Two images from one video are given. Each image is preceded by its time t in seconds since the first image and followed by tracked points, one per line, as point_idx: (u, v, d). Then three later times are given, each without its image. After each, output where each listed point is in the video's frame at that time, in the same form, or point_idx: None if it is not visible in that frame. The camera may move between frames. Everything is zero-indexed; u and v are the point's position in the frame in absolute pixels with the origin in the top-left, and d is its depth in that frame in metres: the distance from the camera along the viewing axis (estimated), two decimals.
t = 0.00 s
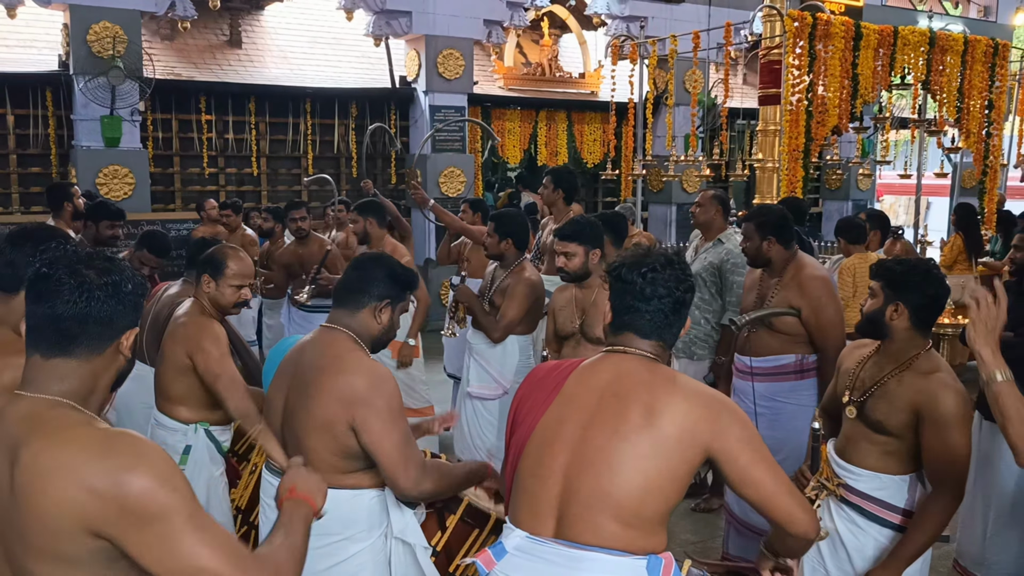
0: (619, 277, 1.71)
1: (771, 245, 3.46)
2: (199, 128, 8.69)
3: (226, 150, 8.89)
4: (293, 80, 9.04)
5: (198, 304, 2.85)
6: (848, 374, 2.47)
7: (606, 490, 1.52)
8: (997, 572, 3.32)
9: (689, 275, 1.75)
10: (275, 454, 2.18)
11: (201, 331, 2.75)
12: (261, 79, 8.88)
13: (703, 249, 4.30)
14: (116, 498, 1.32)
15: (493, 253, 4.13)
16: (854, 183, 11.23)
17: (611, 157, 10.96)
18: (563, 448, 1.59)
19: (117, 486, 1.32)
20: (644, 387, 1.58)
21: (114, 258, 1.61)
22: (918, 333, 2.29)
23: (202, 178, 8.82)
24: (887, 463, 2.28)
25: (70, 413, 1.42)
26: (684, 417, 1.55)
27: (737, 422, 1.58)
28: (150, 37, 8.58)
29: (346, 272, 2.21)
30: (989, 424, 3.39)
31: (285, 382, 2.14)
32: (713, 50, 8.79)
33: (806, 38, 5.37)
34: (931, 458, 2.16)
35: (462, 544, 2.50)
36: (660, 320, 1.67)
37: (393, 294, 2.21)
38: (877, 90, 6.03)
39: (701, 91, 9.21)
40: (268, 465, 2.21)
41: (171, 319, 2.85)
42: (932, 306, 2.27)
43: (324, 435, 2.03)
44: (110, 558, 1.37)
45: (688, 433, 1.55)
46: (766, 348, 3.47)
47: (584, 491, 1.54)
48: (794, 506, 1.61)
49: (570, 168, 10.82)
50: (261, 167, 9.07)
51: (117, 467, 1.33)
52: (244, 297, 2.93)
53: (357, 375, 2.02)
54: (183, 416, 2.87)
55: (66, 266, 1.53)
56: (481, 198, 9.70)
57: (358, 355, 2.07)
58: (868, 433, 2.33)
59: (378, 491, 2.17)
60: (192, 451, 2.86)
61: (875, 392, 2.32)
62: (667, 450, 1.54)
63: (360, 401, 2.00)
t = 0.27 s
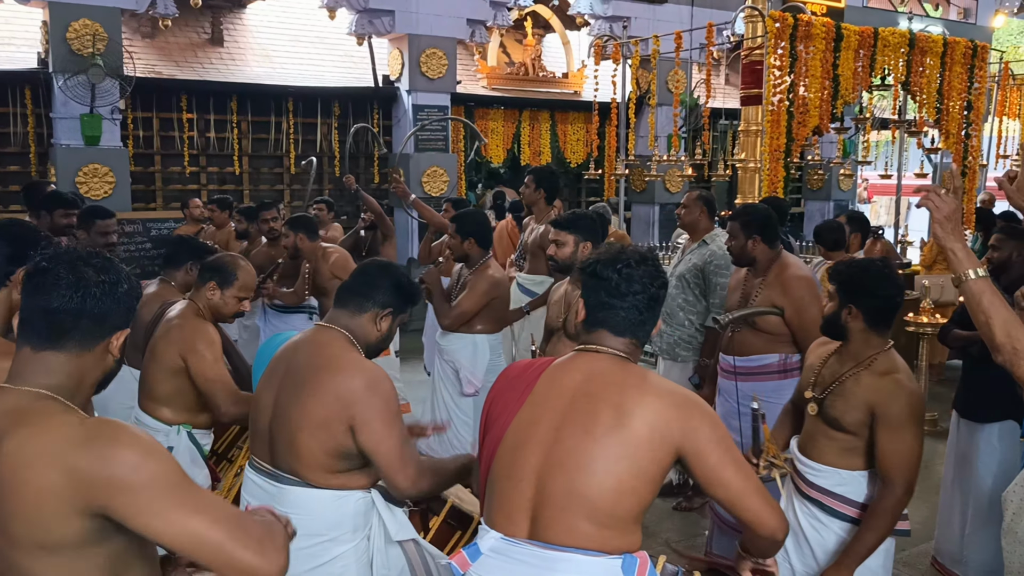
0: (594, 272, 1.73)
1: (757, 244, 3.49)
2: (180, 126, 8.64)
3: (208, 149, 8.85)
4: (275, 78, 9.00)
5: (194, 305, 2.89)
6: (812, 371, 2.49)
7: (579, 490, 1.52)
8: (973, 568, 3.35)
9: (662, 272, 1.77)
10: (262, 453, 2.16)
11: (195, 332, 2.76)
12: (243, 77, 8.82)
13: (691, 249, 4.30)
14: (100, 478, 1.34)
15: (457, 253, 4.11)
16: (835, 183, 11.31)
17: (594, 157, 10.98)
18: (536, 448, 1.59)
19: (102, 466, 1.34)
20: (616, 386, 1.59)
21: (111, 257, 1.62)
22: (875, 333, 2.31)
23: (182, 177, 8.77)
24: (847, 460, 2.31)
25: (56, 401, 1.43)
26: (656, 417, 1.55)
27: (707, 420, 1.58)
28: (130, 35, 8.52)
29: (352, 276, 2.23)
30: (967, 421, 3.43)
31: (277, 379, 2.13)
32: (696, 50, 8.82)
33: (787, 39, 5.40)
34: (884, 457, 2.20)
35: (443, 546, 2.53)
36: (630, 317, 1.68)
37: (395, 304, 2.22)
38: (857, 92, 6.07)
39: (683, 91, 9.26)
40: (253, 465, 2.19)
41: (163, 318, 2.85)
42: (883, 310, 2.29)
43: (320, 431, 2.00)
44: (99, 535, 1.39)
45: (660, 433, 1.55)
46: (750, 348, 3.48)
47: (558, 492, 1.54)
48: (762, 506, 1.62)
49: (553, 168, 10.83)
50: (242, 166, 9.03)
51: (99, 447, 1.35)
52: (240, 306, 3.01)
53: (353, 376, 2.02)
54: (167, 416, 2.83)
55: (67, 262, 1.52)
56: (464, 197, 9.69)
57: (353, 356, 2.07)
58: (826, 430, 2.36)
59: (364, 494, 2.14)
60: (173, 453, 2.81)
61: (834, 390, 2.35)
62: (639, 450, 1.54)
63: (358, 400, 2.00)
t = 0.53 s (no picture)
0: (546, 270, 1.72)
1: (741, 244, 3.50)
2: (159, 125, 8.59)
3: (188, 148, 8.79)
4: (256, 78, 8.96)
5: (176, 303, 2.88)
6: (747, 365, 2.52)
7: (544, 493, 1.53)
8: (949, 566, 3.39)
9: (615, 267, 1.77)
10: (236, 454, 2.15)
11: (177, 330, 2.75)
12: (223, 76, 8.77)
13: (673, 251, 4.32)
14: (82, 481, 1.34)
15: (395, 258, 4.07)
16: (816, 184, 11.38)
17: (576, 157, 11.00)
18: (497, 454, 1.57)
19: (83, 469, 1.34)
20: (575, 386, 1.58)
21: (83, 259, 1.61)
22: (791, 326, 2.38)
23: (162, 177, 8.71)
24: (787, 454, 2.35)
25: (31, 402, 1.42)
26: (617, 417, 1.56)
27: (667, 418, 1.60)
28: (109, 34, 8.37)
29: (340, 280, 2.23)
30: (942, 421, 3.46)
31: (254, 381, 2.12)
32: (677, 52, 8.86)
33: (767, 41, 5.42)
34: (813, 437, 2.24)
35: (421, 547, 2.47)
36: (578, 310, 1.68)
37: (379, 313, 2.22)
38: (837, 93, 6.11)
39: (664, 92, 9.31)
40: (225, 468, 2.18)
41: (142, 316, 2.83)
42: (798, 301, 2.36)
43: (297, 436, 2.01)
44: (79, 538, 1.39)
45: (620, 432, 1.56)
46: (734, 349, 3.47)
47: (522, 496, 1.54)
48: (725, 502, 1.65)
49: (535, 168, 10.84)
50: (223, 166, 8.98)
51: (79, 451, 1.35)
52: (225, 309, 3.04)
53: (333, 379, 2.01)
54: (146, 415, 2.82)
55: (38, 266, 1.51)
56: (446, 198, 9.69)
57: (330, 358, 2.06)
58: (760, 425, 2.40)
59: (340, 496, 2.15)
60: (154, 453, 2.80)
61: (762, 387, 2.39)
62: (602, 450, 1.55)
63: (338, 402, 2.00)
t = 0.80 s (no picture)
0: (495, 268, 1.71)
1: (728, 245, 3.50)
2: (143, 124, 8.55)
3: (171, 147, 8.75)
4: (240, 77, 8.91)
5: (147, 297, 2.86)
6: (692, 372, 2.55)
7: (503, 498, 1.51)
8: (930, 565, 3.42)
9: (565, 261, 1.75)
10: (206, 459, 2.14)
11: (154, 324, 2.75)
12: (207, 75, 8.74)
13: (658, 252, 4.36)
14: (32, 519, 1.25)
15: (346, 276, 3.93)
16: (800, 184, 11.45)
17: (561, 157, 11.02)
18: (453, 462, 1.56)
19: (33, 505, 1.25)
20: (524, 388, 1.57)
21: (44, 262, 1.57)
22: (714, 330, 2.38)
23: (145, 176, 8.67)
24: (745, 451, 2.39)
25: None
26: (568, 415, 1.55)
27: (619, 411, 1.59)
28: (91, 32, 8.38)
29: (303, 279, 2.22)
30: (924, 419, 3.49)
31: (219, 385, 2.09)
32: (662, 52, 8.88)
33: (751, 42, 5.44)
34: (755, 422, 2.27)
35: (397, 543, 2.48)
36: (524, 302, 1.68)
37: (342, 308, 2.21)
38: (820, 94, 6.14)
39: (649, 93, 9.35)
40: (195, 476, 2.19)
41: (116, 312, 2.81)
42: (716, 309, 2.35)
43: (260, 436, 2.00)
44: None
45: (572, 429, 1.55)
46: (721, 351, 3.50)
47: (481, 504, 1.52)
48: (682, 489, 1.64)
49: (520, 168, 10.84)
50: (207, 165, 8.94)
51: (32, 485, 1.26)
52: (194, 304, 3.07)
53: (299, 377, 2.02)
54: (121, 413, 2.81)
55: None
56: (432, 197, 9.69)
57: (296, 357, 2.06)
58: (714, 432, 2.44)
59: (311, 495, 2.16)
60: (132, 450, 2.82)
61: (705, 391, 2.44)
62: (556, 450, 1.53)
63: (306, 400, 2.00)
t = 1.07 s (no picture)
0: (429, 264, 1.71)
1: (717, 244, 3.51)
2: (124, 123, 8.49)
3: (153, 147, 8.70)
4: (223, 76, 8.87)
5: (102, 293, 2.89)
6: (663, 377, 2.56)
7: (439, 506, 1.50)
8: (909, 563, 3.44)
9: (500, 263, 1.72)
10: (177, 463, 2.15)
11: (106, 316, 2.79)
12: (190, 74, 8.70)
13: (641, 253, 4.38)
14: None
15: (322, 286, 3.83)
16: (782, 184, 11.53)
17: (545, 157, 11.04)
18: (393, 472, 1.55)
19: None
20: (449, 393, 1.53)
21: None
22: (682, 333, 2.39)
23: (127, 175, 8.62)
24: (723, 452, 2.41)
25: None
26: (495, 416, 1.51)
27: (546, 406, 1.54)
28: (73, 31, 8.20)
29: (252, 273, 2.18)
30: (904, 419, 3.51)
31: (178, 390, 2.09)
32: (646, 53, 8.92)
33: (733, 43, 5.47)
34: (731, 418, 2.27)
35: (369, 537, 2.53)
36: (453, 296, 1.66)
37: (288, 299, 2.17)
38: (803, 95, 6.17)
39: (632, 93, 9.41)
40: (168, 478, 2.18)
41: (73, 307, 2.85)
42: (679, 318, 2.36)
43: (223, 434, 2.00)
44: None
45: (499, 429, 1.51)
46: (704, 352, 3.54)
47: (424, 512, 1.51)
48: (619, 480, 1.58)
49: (504, 168, 10.85)
50: (189, 164, 8.90)
51: None
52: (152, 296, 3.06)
53: (247, 372, 2.00)
54: (88, 409, 2.87)
55: None
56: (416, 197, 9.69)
57: (246, 354, 2.04)
58: (689, 433, 2.45)
59: (281, 491, 2.16)
60: (102, 444, 2.89)
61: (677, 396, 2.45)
62: (485, 454, 1.50)
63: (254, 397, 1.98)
